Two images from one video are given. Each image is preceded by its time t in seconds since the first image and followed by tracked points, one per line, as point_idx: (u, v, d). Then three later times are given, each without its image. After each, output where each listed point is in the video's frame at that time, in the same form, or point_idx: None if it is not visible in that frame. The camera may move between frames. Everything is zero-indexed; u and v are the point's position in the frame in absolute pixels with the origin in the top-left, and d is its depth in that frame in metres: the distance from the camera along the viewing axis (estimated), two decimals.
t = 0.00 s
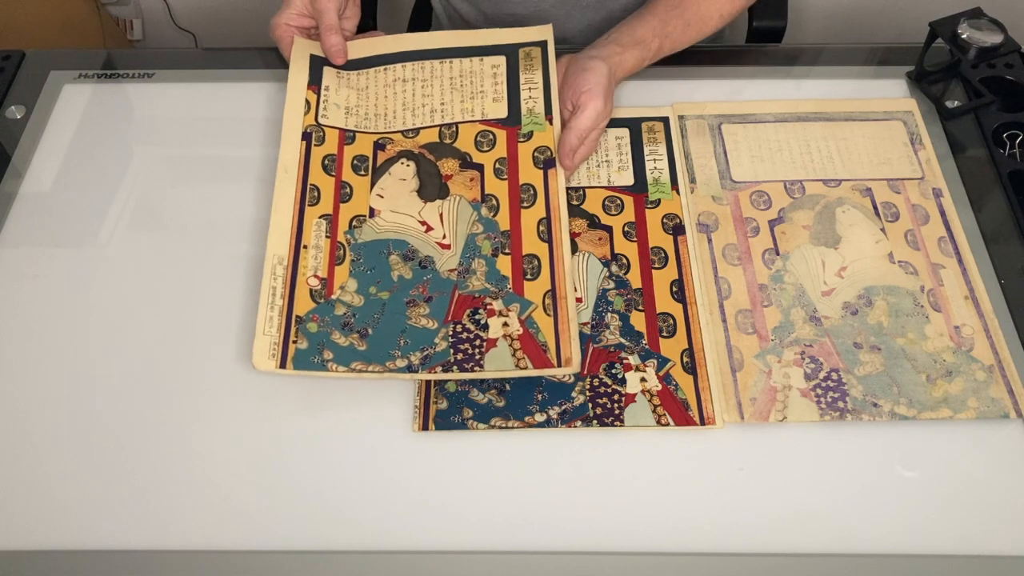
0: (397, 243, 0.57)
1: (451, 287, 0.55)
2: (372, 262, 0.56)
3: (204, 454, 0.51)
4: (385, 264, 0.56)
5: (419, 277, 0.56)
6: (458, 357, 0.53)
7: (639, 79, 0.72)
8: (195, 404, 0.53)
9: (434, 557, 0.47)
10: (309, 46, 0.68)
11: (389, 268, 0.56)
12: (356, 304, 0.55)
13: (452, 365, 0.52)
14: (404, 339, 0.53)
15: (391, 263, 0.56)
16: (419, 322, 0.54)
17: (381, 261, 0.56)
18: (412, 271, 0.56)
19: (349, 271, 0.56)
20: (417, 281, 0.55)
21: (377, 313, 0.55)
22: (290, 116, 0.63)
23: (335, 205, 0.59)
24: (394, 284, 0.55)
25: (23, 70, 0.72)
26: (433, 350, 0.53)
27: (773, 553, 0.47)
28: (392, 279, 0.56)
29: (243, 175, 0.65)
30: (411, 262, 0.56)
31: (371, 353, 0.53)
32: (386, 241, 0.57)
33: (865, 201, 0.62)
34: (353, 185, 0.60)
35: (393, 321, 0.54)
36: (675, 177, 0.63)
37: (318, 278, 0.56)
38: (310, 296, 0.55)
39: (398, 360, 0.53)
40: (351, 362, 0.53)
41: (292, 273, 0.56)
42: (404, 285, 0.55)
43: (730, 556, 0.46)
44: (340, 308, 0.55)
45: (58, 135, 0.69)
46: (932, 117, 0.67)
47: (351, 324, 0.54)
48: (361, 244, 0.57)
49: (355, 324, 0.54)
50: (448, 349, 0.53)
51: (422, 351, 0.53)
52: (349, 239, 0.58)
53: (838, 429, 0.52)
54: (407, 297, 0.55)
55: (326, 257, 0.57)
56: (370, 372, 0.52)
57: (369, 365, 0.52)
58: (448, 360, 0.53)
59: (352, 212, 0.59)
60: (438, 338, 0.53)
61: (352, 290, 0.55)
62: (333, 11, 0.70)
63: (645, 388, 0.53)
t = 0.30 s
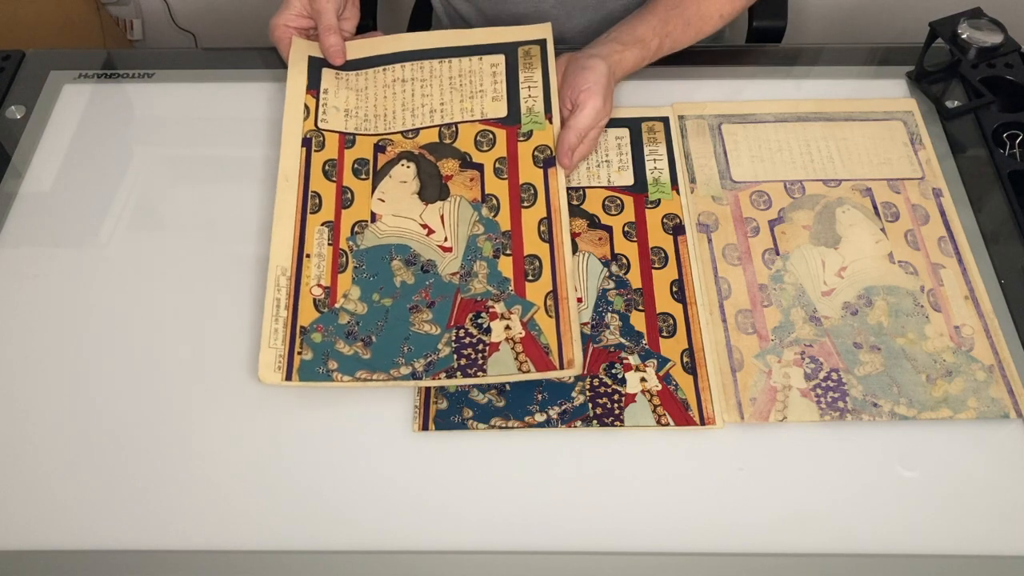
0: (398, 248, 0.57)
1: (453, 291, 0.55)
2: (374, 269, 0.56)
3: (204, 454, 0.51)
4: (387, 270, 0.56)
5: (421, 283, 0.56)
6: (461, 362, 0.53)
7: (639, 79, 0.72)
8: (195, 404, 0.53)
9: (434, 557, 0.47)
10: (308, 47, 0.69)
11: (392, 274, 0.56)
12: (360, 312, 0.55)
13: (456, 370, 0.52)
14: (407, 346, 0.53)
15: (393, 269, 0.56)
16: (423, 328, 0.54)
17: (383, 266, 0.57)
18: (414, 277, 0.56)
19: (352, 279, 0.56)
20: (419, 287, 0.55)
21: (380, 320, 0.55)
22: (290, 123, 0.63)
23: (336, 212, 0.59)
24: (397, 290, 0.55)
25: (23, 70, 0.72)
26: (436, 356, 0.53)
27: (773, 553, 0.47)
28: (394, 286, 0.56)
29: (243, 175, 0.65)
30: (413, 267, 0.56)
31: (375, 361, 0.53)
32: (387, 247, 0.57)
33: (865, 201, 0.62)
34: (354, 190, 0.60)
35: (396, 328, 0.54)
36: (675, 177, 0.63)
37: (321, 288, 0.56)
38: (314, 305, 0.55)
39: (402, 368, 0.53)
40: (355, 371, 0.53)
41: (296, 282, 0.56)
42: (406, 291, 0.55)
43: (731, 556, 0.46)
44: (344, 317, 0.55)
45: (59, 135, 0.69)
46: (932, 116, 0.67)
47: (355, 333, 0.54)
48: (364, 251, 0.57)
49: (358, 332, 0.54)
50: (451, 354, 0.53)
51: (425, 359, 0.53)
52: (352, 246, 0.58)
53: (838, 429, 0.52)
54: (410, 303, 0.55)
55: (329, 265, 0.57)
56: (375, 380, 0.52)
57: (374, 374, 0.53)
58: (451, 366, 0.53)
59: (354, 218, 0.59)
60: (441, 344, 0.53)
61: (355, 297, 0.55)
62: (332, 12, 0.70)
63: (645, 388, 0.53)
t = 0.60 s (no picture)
0: (398, 247, 0.57)
1: (452, 289, 0.55)
2: (374, 268, 0.56)
3: (205, 454, 0.51)
4: (387, 269, 0.56)
5: (421, 281, 0.56)
6: (462, 360, 0.53)
7: (639, 79, 0.72)
8: (195, 404, 0.53)
9: (435, 557, 0.47)
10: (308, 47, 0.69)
11: (392, 273, 0.56)
12: (360, 310, 0.55)
13: (456, 368, 0.52)
14: (407, 344, 0.53)
15: (393, 267, 0.56)
16: (423, 326, 0.54)
17: (383, 265, 0.57)
18: (414, 275, 0.56)
19: (351, 278, 0.56)
20: (419, 285, 0.55)
21: (380, 318, 0.55)
22: (289, 122, 0.63)
23: (336, 211, 0.59)
24: (397, 288, 0.56)
25: (23, 70, 0.72)
26: (437, 354, 0.53)
27: (773, 553, 0.47)
28: (394, 284, 0.56)
29: (243, 175, 0.65)
30: (413, 265, 0.56)
31: (375, 360, 0.53)
32: (387, 246, 0.57)
33: (865, 201, 0.62)
34: (354, 190, 0.60)
35: (396, 326, 0.54)
36: (675, 177, 0.63)
37: (321, 286, 0.56)
38: (313, 304, 0.55)
39: (402, 366, 0.53)
40: (355, 369, 0.53)
41: (295, 282, 0.56)
42: (406, 289, 0.55)
43: (731, 556, 0.46)
44: (343, 315, 0.55)
45: (59, 134, 0.69)
46: (932, 117, 0.67)
47: (355, 332, 0.54)
48: (363, 250, 0.57)
49: (358, 331, 0.54)
50: (451, 352, 0.53)
51: (425, 356, 0.53)
52: (351, 244, 0.58)
53: (838, 429, 0.52)
54: (410, 301, 0.55)
55: (328, 264, 0.57)
56: (375, 377, 0.52)
57: (373, 372, 0.53)
58: (451, 364, 0.53)
59: (353, 217, 0.59)
60: (441, 342, 0.53)
61: (355, 296, 0.55)
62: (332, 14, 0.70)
63: (645, 388, 0.53)
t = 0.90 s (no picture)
0: (383, 244, 0.57)
1: (438, 286, 0.55)
2: (358, 265, 0.56)
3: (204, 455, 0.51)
4: (372, 266, 0.56)
5: (406, 277, 0.56)
6: (450, 355, 0.52)
7: (639, 80, 0.72)
8: (195, 404, 0.53)
9: (435, 557, 0.47)
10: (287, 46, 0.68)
11: (376, 270, 0.56)
12: (345, 308, 0.55)
13: (445, 362, 0.52)
14: (395, 340, 0.53)
15: (377, 264, 0.56)
16: (409, 322, 0.54)
17: (367, 263, 0.56)
18: (399, 271, 0.56)
19: (336, 276, 0.56)
20: (404, 282, 0.55)
21: (366, 315, 0.54)
22: (267, 124, 0.63)
23: (318, 209, 0.59)
24: (382, 286, 0.55)
25: (24, 71, 0.72)
26: (425, 349, 0.53)
27: (773, 553, 0.47)
28: (379, 281, 0.56)
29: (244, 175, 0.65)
30: (398, 263, 0.56)
31: (363, 356, 0.53)
32: (371, 242, 0.57)
33: (865, 201, 0.62)
34: (335, 188, 0.60)
35: (383, 323, 0.54)
36: (675, 178, 0.63)
37: (306, 285, 0.56)
38: (298, 303, 0.55)
39: (390, 362, 0.52)
40: (343, 366, 0.52)
41: (278, 281, 0.56)
42: (392, 286, 0.55)
43: (731, 557, 0.46)
44: (329, 313, 0.55)
45: (59, 134, 0.69)
46: (932, 117, 0.67)
47: (341, 329, 0.54)
48: (347, 248, 0.57)
49: (345, 328, 0.54)
50: (439, 347, 0.53)
51: (413, 352, 0.53)
52: (335, 242, 0.58)
53: (838, 429, 0.52)
54: (395, 297, 0.55)
55: (312, 262, 0.57)
56: (363, 374, 0.52)
57: (361, 368, 0.52)
58: (440, 358, 0.52)
59: (336, 216, 0.59)
60: (429, 337, 0.53)
61: (340, 293, 0.55)
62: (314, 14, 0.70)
63: (645, 388, 0.53)
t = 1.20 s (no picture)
0: (291, 253, 0.55)
1: (343, 305, 0.54)
2: (265, 270, 0.54)
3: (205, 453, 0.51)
4: (280, 274, 0.54)
5: (312, 292, 0.54)
6: (348, 380, 0.50)
7: (639, 79, 0.72)
8: (195, 404, 0.53)
9: (435, 557, 0.47)
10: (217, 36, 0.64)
11: (283, 279, 0.54)
12: (246, 313, 0.52)
13: (342, 388, 0.50)
14: (292, 354, 0.51)
15: (284, 273, 0.55)
16: (309, 337, 0.52)
17: (276, 269, 0.55)
18: (305, 284, 0.54)
19: (239, 278, 0.54)
20: (310, 296, 0.54)
21: (267, 324, 0.52)
22: (182, 111, 0.59)
23: (229, 206, 0.57)
24: (286, 296, 0.54)
25: (24, 71, 0.72)
26: (322, 369, 0.51)
27: (774, 553, 0.47)
28: (284, 291, 0.54)
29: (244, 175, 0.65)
30: (305, 275, 0.55)
31: (258, 366, 0.50)
32: (279, 252, 0.55)
33: (865, 200, 0.62)
34: (249, 189, 0.58)
35: (282, 336, 0.52)
36: (675, 178, 0.63)
37: (207, 282, 0.53)
38: (197, 300, 0.52)
39: (285, 376, 0.50)
40: (235, 373, 0.49)
41: (179, 273, 0.52)
42: (296, 298, 0.54)
43: (732, 556, 0.46)
44: (228, 314, 0.52)
45: (59, 134, 0.69)
46: (932, 117, 0.67)
47: (239, 334, 0.51)
48: (254, 251, 0.55)
49: (242, 333, 0.51)
50: (336, 369, 0.51)
51: (309, 369, 0.51)
52: (242, 244, 0.55)
53: (838, 429, 0.52)
54: (298, 311, 0.53)
55: (216, 260, 0.54)
56: (255, 384, 0.49)
57: (254, 378, 0.50)
58: (336, 381, 0.50)
59: (245, 216, 0.57)
60: (328, 357, 0.51)
61: (241, 297, 0.53)
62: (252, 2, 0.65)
63: (645, 388, 0.53)
